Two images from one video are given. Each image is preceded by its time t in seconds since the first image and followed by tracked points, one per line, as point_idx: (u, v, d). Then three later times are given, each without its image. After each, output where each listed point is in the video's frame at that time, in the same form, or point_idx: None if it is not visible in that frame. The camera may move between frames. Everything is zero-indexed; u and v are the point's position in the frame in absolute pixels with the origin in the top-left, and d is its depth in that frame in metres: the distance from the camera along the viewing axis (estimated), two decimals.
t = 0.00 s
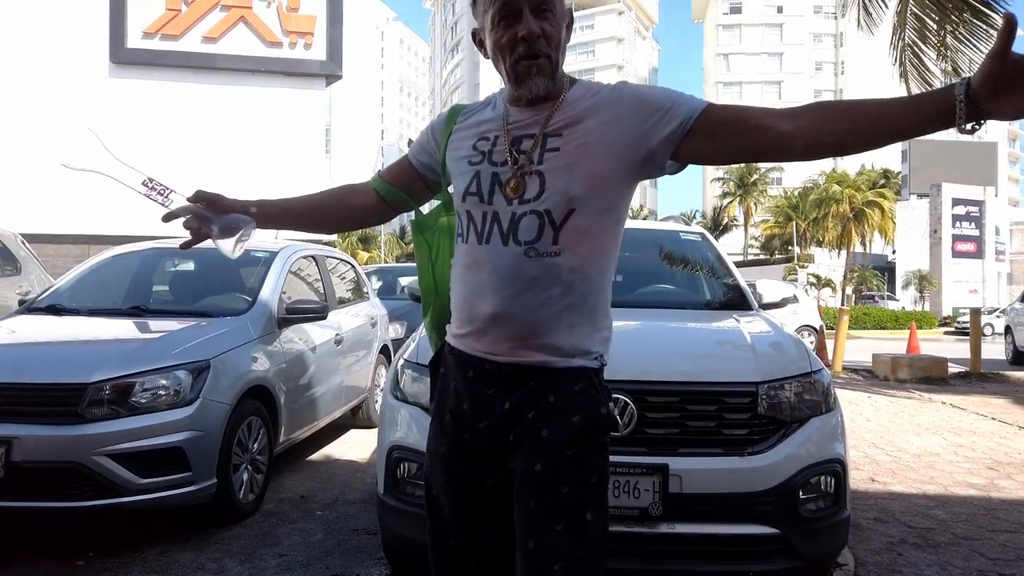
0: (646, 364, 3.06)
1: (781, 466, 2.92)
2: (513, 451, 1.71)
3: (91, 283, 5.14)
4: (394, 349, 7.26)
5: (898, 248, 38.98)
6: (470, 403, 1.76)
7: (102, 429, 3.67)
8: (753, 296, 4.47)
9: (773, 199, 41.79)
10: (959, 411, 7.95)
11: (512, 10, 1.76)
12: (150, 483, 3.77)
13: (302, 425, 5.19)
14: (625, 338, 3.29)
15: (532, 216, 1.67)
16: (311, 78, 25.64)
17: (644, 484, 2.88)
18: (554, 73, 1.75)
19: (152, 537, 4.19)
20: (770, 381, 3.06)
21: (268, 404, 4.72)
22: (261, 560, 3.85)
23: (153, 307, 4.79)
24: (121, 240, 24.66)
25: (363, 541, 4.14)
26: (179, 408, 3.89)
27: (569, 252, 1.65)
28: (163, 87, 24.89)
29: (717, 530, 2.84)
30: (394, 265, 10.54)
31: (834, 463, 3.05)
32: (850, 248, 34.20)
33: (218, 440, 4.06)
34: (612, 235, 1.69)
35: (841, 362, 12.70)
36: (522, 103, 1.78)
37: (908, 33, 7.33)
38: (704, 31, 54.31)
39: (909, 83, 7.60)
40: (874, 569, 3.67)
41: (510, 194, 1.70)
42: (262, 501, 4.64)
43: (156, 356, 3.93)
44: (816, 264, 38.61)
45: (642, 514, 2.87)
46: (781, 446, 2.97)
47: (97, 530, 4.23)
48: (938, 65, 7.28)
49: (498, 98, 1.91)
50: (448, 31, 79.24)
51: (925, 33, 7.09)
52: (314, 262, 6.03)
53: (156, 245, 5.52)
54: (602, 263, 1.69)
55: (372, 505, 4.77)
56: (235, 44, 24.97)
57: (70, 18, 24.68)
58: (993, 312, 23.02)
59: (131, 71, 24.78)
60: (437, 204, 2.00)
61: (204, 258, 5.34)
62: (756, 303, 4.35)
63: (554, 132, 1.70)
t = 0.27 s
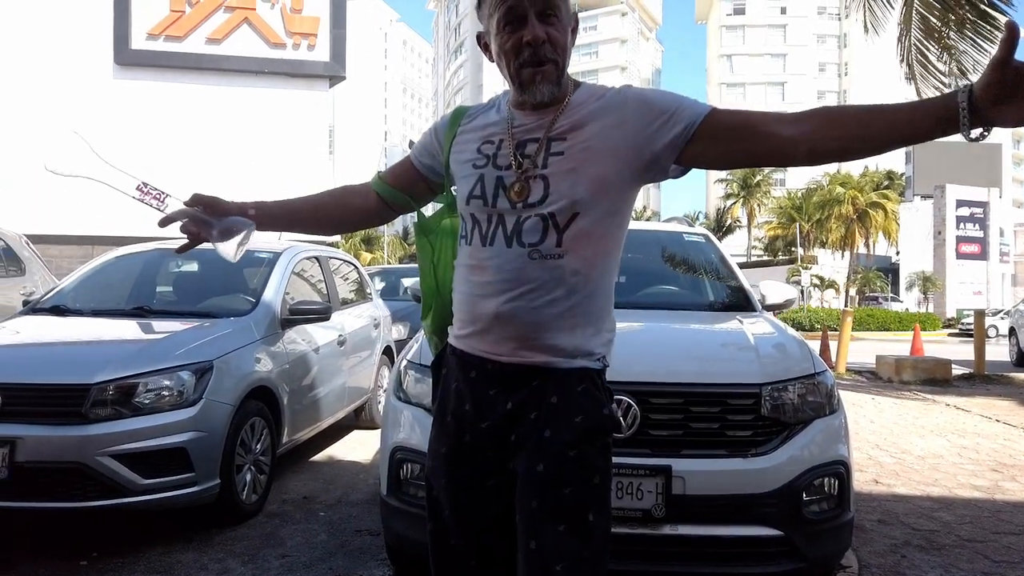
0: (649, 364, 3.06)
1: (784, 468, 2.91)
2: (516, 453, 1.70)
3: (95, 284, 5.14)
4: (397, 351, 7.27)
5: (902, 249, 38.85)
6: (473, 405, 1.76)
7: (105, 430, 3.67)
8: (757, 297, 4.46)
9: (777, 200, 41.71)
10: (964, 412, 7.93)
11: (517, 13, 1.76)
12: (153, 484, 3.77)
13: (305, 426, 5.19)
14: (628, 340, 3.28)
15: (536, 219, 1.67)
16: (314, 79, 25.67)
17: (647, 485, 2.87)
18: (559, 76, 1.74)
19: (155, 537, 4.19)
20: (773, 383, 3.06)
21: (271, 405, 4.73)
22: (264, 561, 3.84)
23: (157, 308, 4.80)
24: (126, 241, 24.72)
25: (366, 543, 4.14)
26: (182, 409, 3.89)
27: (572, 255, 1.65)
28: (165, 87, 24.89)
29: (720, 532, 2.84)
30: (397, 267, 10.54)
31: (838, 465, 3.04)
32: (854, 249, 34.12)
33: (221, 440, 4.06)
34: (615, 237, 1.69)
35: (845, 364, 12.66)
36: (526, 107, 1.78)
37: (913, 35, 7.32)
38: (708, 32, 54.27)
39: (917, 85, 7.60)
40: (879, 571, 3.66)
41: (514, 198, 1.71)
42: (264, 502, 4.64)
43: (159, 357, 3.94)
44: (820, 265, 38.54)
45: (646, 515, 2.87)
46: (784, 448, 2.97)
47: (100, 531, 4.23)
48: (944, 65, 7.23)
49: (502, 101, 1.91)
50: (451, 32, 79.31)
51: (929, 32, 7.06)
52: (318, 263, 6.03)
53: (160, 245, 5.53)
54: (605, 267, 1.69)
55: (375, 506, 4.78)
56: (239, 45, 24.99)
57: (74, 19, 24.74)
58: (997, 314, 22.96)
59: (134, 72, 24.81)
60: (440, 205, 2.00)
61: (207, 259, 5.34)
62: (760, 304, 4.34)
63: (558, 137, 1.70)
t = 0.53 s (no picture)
0: (652, 366, 3.05)
1: (788, 469, 2.91)
2: (518, 454, 1.71)
3: (99, 286, 5.15)
4: (400, 351, 7.26)
5: (905, 251, 38.79)
6: (475, 405, 1.76)
7: (109, 430, 3.67)
8: (760, 298, 4.46)
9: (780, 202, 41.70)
10: (967, 414, 7.92)
11: (521, 16, 1.76)
12: (155, 485, 3.78)
13: (307, 427, 5.19)
14: (630, 341, 3.28)
15: (539, 222, 1.67)
16: (317, 80, 25.71)
17: (649, 486, 2.87)
18: (562, 80, 1.74)
19: (157, 539, 4.19)
20: (776, 384, 3.05)
21: (274, 406, 4.73)
22: (267, 563, 3.85)
23: (160, 309, 4.80)
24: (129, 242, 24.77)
25: (369, 544, 4.13)
26: (186, 410, 3.90)
27: (575, 257, 1.65)
28: (168, 88, 24.91)
29: (723, 533, 2.84)
30: (400, 268, 10.55)
31: (841, 466, 3.04)
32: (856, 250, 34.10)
33: (224, 441, 4.07)
34: (618, 240, 1.69)
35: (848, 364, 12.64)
36: (529, 111, 1.78)
37: (917, 37, 7.34)
38: (711, 33, 54.22)
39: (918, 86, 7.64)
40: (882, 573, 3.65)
41: (517, 202, 1.70)
42: (267, 502, 4.65)
43: (163, 358, 3.94)
44: (823, 267, 38.52)
45: (649, 516, 2.86)
46: (787, 449, 2.96)
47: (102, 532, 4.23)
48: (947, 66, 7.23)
49: (506, 102, 1.91)
50: (454, 33, 79.33)
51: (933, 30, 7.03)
52: (320, 264, 6.04)
53: (164, 246, 5.54)
54: (608, 272, 1.69)
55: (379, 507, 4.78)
56: (242, 46, 25.01)
57: (78, 21, 24.79)
58: (1000, 316, 22.95)
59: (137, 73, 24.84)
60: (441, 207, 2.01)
61: (210, 260, 5.35)
62: (762, 305, 4.34)
63: (560, 142, 1.70)
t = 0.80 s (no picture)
0: (655, 367, 3.05)
1: (790, 472, 2.91)
2: (522, 456, 1.70)
3: (101, 287, 5.16)
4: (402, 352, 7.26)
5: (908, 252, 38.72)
6: (480, 409, 1.76)
7: (112, 431, 3.68)
8: (762, 299, 4.46)
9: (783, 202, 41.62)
10: (970, 415, 7.90)
11: (521, 19, 1.77)
12: (159, 485, 3.78)
13: (310, 429, 5.19)
14: (632, 343, 3.28)
15: (541, 227, 1.68)
16: (319, 81, 25.60)
17: (652, 488, 2.87)
18: (565, 84, 1.74)
19: (160, 539, 4.20)
20: (778, 386, 3.05)
21: (277, 407, 4.73)
22: (269, 563, 3.85)
23: (163, 310, 4.81)
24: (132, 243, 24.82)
25: (371, 545, 4.13)
26: (188, 411, 3.90)
27: (580, 259, 1.65)
28: (170, 88, 24.92)
29: (724, 535, 2.84)
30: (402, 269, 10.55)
31: (843, 467, 3.03)
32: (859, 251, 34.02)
33: (227, 442, 4.07)
34: (622, 248, 1.70)
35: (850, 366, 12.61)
36: (532, 114, 1.78)
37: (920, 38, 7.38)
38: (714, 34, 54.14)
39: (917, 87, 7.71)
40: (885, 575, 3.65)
41: (520, 205, 1.70)
42: (270, 503, 4.65)
43: (165, 359, 3.95)
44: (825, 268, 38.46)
45: (650, 517, 2.86)
46: (790, 450, 2.96)
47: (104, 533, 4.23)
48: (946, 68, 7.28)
49: (508, 103, 1.92)
50: (456, 34, 79.30)
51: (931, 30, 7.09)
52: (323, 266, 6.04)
53: (166, 248, 5.54)
54: (612, 279, 1.70)
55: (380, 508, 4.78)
56: (244, 47, 24.96)
57: (80, 22, 24.81)
58: (1004, 317, 22.90)
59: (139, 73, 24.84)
60: (446, 207, 2.01)
61: (213, 261, 5.35)
62: (764, 306, 4.34)
63: (563, 147, 1.70)
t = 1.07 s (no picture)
0: (657, 368, 3.05)
1: (792, 472, 2.89)
2: (526, 456, 1.70)
3: (103, 287, 5.16)
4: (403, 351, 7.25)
5: (910, 252, 38.66)
6: (484, 410, 1.75)
7: (113, 431, 3.67)
8: (764, 299, 4.45)
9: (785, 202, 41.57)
10: (973, 416, 7.88)
11: (518, 12, 1.76)
12: (160, 485, 3.78)
13: (312, 429, 5.19)
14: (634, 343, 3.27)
15: (542, 228, 1.67)
16: (321, 81, 25.61)
17: (654, 489, 2.86)
18: (564, 83, 1.73)
19: (162, 539, 4.20)
20: (781, 386, 3.04)
21: (278, 407, 4.72)
22: (271, 563, 3.85)
23: (165, 310, 4.81)
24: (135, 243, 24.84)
25: (372, 546, 4.12)
26: (189, 411, 3.90)
27: (583, 257, 1.64)
28: (172, 89, 24.97)
29: (726, 536, 2.83)
30: (404, 270, 10.55)
31: (846, 468, 3.02)
32: (861, 251, 33.98)
33: (228, 442, 4.06)
34: (623, 252, 1.68)
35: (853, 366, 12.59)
36: (533, 112, 1.78)
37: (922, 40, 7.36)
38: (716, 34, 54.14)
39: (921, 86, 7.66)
40: None
41: (518, 204, 1.70)
42: (272, 504, 4.64)
43: (166, 360, 3.94)
44: (827, 268, 38.42)
45: (653, 518, 2.85)
46: (792, 451, 2.95)
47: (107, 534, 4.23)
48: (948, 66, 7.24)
49: (508, 101, 1.91)
50: (458, 34, 79.30)
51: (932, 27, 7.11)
52: (325, 266, 6.04)
53: (168, 248, 5.54)
54: (613, 288, 1.68)
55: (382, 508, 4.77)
56: (247, 47, 25.06)
57: (82, 22, 24.84)
58: (1007, 317, 22.85)
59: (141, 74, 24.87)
60: (449, 211, 2.00)
61: (215, 262, 5.35)
62: (766, 307, 4.33)
63: (563, 147, 1.69)
